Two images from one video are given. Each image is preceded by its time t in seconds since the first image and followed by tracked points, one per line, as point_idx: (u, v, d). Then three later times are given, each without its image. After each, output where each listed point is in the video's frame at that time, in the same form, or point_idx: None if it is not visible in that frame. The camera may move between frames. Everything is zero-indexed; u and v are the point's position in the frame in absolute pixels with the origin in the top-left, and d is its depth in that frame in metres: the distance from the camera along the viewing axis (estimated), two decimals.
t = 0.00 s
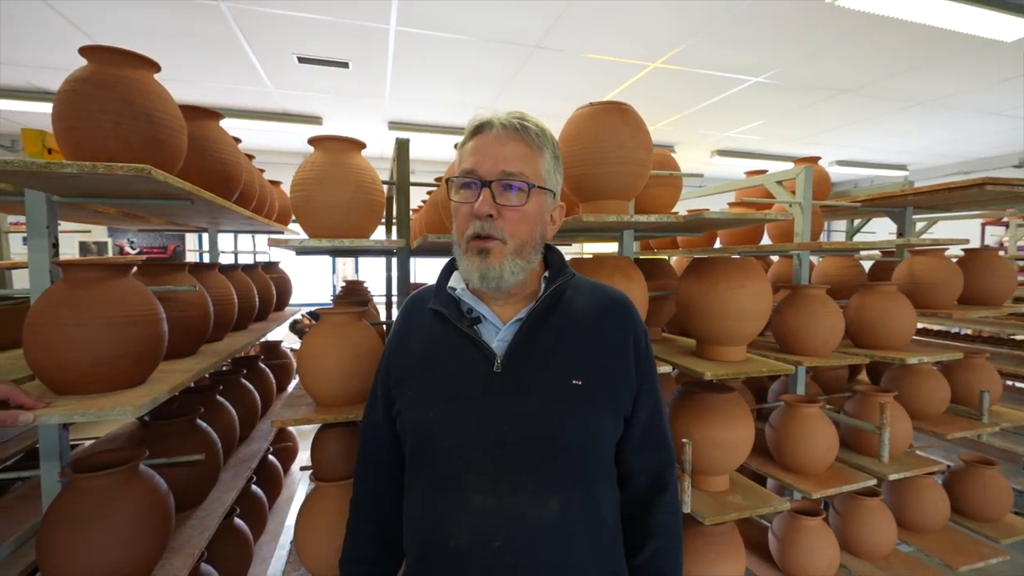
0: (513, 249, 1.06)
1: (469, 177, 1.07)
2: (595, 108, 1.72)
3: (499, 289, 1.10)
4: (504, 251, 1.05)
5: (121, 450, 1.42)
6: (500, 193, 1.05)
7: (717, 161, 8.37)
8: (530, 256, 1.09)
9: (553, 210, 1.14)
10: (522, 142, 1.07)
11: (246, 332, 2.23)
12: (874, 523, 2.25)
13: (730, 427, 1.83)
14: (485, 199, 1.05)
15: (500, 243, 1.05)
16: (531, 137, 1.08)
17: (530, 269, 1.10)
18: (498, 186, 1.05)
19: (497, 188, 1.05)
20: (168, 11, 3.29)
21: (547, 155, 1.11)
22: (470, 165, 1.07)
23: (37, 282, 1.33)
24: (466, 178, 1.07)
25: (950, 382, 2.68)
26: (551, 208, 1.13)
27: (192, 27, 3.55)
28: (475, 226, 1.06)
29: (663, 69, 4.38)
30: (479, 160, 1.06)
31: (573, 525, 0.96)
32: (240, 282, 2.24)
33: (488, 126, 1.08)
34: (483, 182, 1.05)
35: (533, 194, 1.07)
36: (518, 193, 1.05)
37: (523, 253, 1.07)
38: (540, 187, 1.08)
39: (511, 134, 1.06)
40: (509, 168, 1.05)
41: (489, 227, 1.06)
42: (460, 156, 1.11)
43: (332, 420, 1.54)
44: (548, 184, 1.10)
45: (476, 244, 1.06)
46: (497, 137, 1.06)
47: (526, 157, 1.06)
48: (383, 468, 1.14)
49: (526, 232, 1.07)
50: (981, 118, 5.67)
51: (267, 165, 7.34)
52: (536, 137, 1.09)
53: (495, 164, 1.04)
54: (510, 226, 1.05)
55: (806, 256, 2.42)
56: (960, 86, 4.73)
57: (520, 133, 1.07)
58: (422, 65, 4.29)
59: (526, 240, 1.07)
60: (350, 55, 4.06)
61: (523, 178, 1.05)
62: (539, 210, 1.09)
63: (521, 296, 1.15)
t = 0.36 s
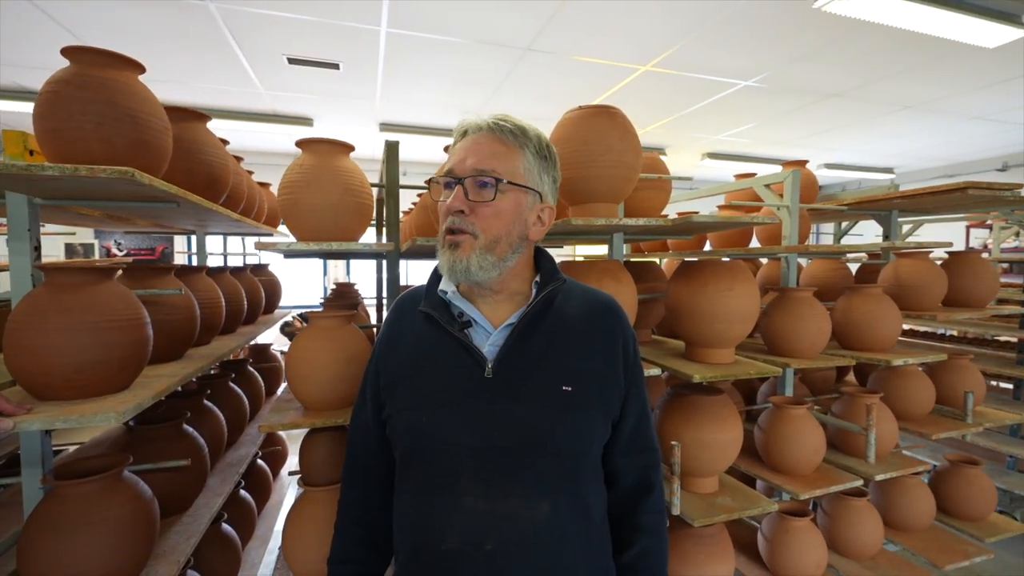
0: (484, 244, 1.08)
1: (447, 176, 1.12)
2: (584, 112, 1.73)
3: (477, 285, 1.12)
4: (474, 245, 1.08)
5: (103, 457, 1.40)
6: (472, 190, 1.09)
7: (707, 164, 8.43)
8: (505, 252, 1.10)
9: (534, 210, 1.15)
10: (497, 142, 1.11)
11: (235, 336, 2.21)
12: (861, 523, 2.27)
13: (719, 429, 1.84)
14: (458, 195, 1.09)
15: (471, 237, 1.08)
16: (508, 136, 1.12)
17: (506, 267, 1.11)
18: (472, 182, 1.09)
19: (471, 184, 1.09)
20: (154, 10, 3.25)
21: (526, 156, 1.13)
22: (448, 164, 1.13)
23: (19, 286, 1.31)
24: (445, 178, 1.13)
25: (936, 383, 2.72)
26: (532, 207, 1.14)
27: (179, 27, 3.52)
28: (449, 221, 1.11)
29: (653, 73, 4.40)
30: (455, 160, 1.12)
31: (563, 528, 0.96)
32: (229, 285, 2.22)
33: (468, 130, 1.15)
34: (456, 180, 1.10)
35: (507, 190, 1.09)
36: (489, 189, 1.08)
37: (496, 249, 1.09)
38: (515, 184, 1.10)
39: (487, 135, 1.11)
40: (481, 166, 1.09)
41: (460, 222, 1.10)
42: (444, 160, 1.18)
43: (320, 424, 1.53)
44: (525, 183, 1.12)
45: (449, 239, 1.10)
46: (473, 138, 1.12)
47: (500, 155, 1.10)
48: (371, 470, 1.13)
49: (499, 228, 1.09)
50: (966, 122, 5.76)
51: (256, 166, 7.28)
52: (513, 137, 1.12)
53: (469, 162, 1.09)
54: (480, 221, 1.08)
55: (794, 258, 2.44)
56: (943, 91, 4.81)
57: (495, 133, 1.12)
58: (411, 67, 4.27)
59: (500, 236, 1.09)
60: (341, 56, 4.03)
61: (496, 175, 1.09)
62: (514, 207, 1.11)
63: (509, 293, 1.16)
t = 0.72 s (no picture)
0: (485, 250, 1.09)
1: (444, 185, 1.14)
2: (581, 116, 1.74)
3: (479, 291, 1.13)
4: (476, 252, 1.09)
5: (102, 459, 1.41)
6: (470, 198, 1.10)
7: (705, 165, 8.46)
8: (505, 257, 1.12)
9: (532, 214, 1.17)
10: (492, 150, 1.12)
11: (234, 338, 2.22)
12: (855, 522, 2.29)
13: (715, 430, 1.86)
14: (456, 203, 1.10)
15: (472, 244, 1.10)
16: (504, 144, 1.13)
17: (507, 272, 1.12)
18: (469, 190, 1.10)
19: (468, 192, 1.10)
20: (152, 12, 3.25)
21: (521, 162, 1.15)
22: (445, 173, 1.14)
23: (18, 290, 1.32)
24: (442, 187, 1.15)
25: (929, 384, 2.74)
26: (529, 212, 1.16)
27: (177, 29, 3.52)
28: (449, 229, 1.12)
29: (650, 74, 4.42)
30: (452, 169, 1.13)
31: (565, 529, 0.98)
32: (227, 287, 2.22)
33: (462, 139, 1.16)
34: (453, 188, 1.11)
35: (504, 197, 1.11)
36: (486, 196, 1.10)
37: (496, 254, 1.10)
38: (512, 190, 1.11)
39: (481, 143, 1.13)
40: (477, 174, 1.10)
41: (460, 230, 1.11)
42: (439, 169, 1.19)
43: (318, 427, 1.54)
44: (522, 188, 1.14)
45: (451, 246, 1.11)
46: (467, 147, 1.13)
47: (496, 163, 1.11)
48: (371, 474, 1.14)
49: (499, 234, 1.10)
50: (960, 123, 5.79)
51: (253, 166, 7.27)
52: (507, 144, 1.14)
53: (466, 171, 1.11)
54: (480, 228, 1.10)
55: (789, 261, 2.46)
56: (938, 93, 4.84)
57: (489, 141, 1.13)
58: (409, 68, 4.28)
59: (500, 241, 1.10)
60: (339, 57, 4.03)
61: (493, 182, 1.10)
62: (512, 213, 1.12)
63: (509, 299, 1.17)
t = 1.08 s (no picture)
0: (491, 250, 1.10)
1: (447, 187, 1.14)
2: (581, 118, 1.74)
3: (485, 293, 1.13)
4: (483, 252, 1.10)
5: (102, 461, 1.41)
6: (474, 199, 1.11)
7: (704, 166, 8.47)
8: (511, 256, 1.12)
9: (534, 214, 1.17)
10: (493, 152, 1.13)
11: (234, 339, 2.22)
12: (855, 523, 2.30)
13: (715, 431, 1.86)
14: (460, 205, 1.11)
15: (478, 245, 1.10)
16: (503, 146, 1.14)
17: (513, 271, 1.13)
18: (473, 192, 1.11)
19: (472, 194, 1.10)
20: (152, 13, 3.25)
21: (522, 163, 1.15)
22: (447, 176, 1.14)
23: (20, 293, 1.32)
24: (444, 190, 1.15)
25: (929, 385, 2.75)
26: (532, 212, 1.16)
27: (177, 30, 3.51)
28: (454, 231, 1.12)
29: (650, 76, 4.42)
30: (453, 171, 1.13)
31: (569, 528, 0.98)
32: (227, 288, 2.22)
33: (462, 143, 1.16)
34: (457, 191, 1.12)
35: (508, 196, 1.11)
36: (490, 197, 1.10)
37: (503, 254, 1.11)
38: (515, 190, 1.12)
39: (482, 146, 1.13)
40: (479, 176, 1.11)
41: (466, 231, 1.11)
42: (441, 172, 1.19)
43: (319, 428, 1.54)
44: (524, 188, 1.14)
45: (458, 248, 1.12)
46: (468, 149, 1.13)
47: (497, 164, 1.12)
48: (375, 474, 1.14)
49: (504, 234, 1.11)
50: (959, 124, 5.80)
51: (253, 167, 7.26)
52: (507, 146, 1.14)
53: (469, 173, 1.11)
54: (485, 228, 1.10)
55: (789, 261, 2.46)
56: (937, 94, 4.86)
57: (490, 144, 1.13)
58: (407, 70, 4.29)
59: (505, 241, 1.11)
60: (339, 58, 4.03)
61: (497, 183, 1.10)
62: (516, 213, 1.12)
63: (513, 300, 1.17)
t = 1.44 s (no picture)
0: (491, 246, 1.09)
1: (446, 185, 1.13)
2: (583, 116, 1.74)
3: (487, 289, 1.13)
4: (483, 249, 1.09)
5: (100, 459, 1.41)
6: (473, 196, 1.10)
7: (704, 167, 8.47)
8: (512, 252, 1.11)
9: (534, 210, 1.17)
10: (492, 149, 1.12)
11: (235, 338, 2.22)
12: (857, 522, 2.29)
13: (718, 430, 1.85)
14: (459, 202, 1.10)
15: (478, 241, 1.10)
16: (501, 143, 1.13)
17: (514, 267, 1.12)
18: (472, 188, 1.10)
19: (471, 191, 1.10)
20: (153, 12, 3.25)
21: (520, 159, 1.15)
22: (446, 174, 1.14)
23: (20, 291, 1.31)
24: (443, 188, 1.15)
25: (931, 385, 2.74)
26: (531, 208, 1.16)
27: (177, 30, 3.51)
28: (454, 228, 1.12)
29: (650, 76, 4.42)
30: (452, 170, 1.13)
31: (568, 524, 0.97)
32: (227, 287, 2.21)
33: (460, 141, 1.16)
34: (456, 188, 1.11)
35: (506, 193, 1.11)
36: (489, 193, 1.10)
37: (503, 250, 1.10)
38: (514, 186, 1.11)
39: (480, 143, 1.13)
40: (478, 172, 1.10)
41: (466, 228, 1.11)
42: (440, 171, 1.19)
43: (320, 426, 1.53)
44: (522, 184, 1.14)
45: (459, 245, 1.11)
46: (466, 147, 1.13)
47: (496, 161, 1.11)
48: (374, 470, 1.14)
49: (504, 230, 1.10)
50: (959, 125, 5.80)
51: (253, 168, 7.26)
52: (505, 142, 1.13)
53: (467, 170, 1.11)
54: (485, 225, 1.09)
55: (791, 261, 2.46)
56: (937, 95, 4.86)
57: (487, 140, 1.13)
58: (407, 70, 4.29)
59: (505, 237, 1.10)
60: (339, 58, 4.02)
61: (496, 180, 1.10)
62: (515, 208, 1.12)
63: (513, 296, 1.16)
